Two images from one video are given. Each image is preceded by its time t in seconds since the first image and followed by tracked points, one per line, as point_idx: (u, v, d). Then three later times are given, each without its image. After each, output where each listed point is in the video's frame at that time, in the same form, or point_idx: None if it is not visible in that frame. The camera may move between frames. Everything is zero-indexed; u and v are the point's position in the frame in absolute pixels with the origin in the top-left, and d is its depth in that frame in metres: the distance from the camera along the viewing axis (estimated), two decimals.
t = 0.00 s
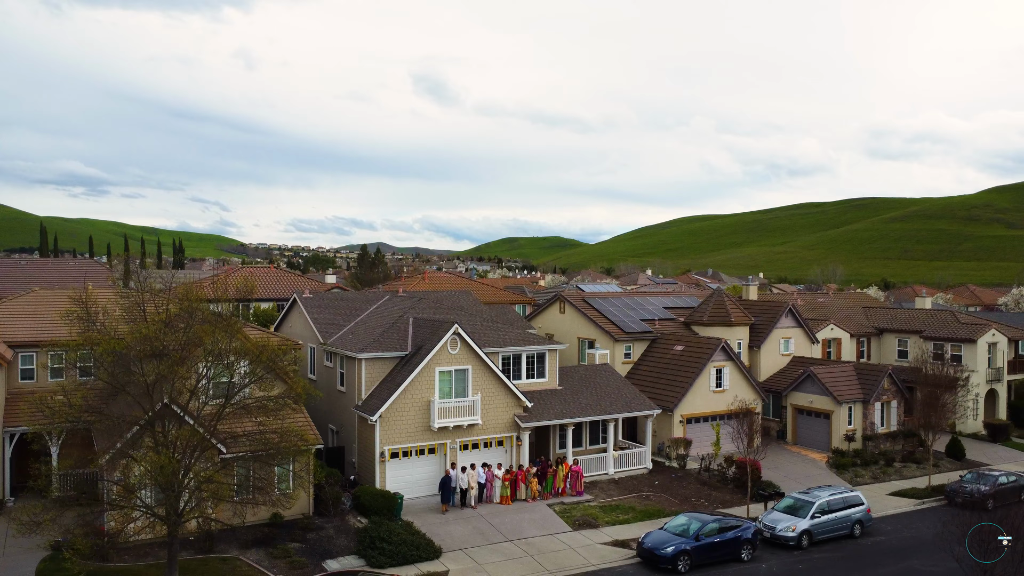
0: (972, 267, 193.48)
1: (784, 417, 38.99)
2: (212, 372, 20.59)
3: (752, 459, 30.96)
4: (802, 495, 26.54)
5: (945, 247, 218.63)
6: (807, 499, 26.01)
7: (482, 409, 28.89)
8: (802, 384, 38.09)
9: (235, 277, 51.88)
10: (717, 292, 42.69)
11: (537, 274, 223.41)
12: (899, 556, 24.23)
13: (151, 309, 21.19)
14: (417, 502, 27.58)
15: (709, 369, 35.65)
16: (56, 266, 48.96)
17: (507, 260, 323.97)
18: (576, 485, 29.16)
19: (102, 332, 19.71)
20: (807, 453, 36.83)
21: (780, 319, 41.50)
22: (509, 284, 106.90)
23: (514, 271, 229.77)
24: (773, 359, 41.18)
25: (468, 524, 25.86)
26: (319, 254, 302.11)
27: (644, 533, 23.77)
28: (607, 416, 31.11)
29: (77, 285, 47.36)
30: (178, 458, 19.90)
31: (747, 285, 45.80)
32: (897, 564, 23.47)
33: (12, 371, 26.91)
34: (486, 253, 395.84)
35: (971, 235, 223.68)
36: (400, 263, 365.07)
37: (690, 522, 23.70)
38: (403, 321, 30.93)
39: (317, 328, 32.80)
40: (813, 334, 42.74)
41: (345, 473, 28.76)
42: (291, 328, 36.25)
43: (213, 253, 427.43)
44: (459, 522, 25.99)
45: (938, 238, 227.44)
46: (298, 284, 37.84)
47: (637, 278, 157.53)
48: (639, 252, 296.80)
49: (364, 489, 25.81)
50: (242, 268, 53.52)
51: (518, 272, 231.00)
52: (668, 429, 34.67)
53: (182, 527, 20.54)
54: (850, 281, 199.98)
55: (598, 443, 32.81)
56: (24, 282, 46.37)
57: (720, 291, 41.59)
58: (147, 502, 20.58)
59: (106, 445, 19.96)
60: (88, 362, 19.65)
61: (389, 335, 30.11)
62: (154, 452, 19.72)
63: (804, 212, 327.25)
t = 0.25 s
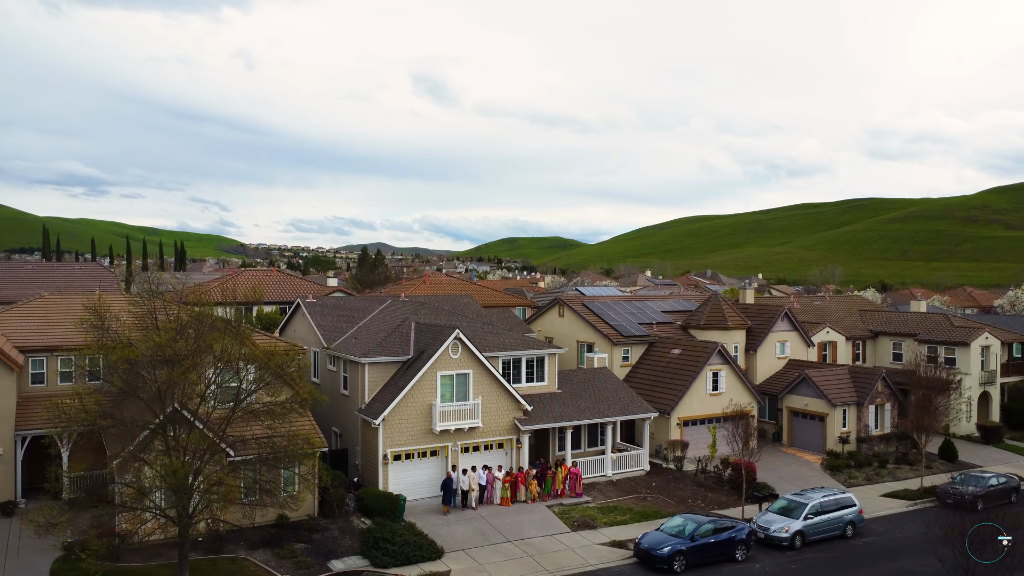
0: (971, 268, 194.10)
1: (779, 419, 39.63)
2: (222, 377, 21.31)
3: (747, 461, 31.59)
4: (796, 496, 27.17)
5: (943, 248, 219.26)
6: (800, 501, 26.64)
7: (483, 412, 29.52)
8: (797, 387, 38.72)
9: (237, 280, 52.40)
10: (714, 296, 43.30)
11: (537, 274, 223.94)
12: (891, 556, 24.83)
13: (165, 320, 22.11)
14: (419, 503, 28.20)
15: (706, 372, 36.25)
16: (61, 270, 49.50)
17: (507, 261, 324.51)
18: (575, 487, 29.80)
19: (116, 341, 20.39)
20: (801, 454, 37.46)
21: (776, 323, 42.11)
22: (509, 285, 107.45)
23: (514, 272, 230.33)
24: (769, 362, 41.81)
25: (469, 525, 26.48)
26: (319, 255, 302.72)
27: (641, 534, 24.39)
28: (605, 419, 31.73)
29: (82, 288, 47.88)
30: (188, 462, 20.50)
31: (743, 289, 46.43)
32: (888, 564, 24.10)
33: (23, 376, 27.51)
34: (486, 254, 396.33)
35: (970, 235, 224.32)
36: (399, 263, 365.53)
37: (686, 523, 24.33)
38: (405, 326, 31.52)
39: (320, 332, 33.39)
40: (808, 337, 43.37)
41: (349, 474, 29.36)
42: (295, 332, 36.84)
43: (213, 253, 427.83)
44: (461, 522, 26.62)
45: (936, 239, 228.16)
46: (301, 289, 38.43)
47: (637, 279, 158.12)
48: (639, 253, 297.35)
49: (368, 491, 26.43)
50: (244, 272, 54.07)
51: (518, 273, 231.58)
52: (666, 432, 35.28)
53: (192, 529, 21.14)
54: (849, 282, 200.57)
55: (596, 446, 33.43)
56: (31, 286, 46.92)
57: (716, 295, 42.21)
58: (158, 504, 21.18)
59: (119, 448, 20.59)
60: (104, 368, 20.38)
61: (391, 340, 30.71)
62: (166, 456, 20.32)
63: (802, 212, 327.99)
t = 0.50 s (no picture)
0: (969, 269, 194.91)
1: (774, 422, 40.47)
2: (233, 385, 22.15)
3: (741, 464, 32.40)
4: (788, 499, 27.99)
5: (942, 249, 220.07)
6: (792, 503, 27.45)
7: (484, 417, 30.33)
8: (791, 391, 39.54)
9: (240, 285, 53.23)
10: (711, 301, 44.14)
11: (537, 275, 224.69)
12: (879, 557, 25.65)
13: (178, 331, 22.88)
14: (422, 506, 29.02)
15: (702, 377, 37.06)
16: (68, 275, 50.25)
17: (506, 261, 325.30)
18: (573, 489, 30.63)
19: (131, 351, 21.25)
20: (795, 457, 38.29)
21: (771, 328, 42.94)
22: (509, 288, 108.15)
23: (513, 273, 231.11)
24: (764, 366, 42.63)
25: (470, 526, 27.30)
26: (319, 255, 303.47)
27: (637, 536, 25.20)
28: (603, 423, 32.54)
29: (89, 293, 48.66)
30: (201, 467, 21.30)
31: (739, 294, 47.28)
32: (876, 564, 24.91)
33: (37, 382, 28.31)
34: (486, 254, 397.74)
35: (968, 236, 225.15)
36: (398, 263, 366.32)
37: (680, 525, 25.16)
38: (407, 333, 32.33)
39: (324, 338, 34.21)
40: (803, 342, 44.19)
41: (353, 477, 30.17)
42: (300, 337, 37.66)
43: (213, 253, 428.59)
44: (463, 524, 27.44)
45: (934, 240, 229.07)
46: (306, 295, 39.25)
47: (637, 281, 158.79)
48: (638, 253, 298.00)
49: (372, 494, 27.25)
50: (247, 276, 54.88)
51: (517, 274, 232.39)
52: (662, 435, 36.10)
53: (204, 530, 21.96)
54: (847, 283, 201.44)
55: (594, 449, 34.26)
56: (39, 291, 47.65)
57: (713, 301, 43.04)
58: (172, 507, 22.00)
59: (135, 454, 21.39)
60: (121, 377, 21.24)
61: (394, 346, 31.53)
62: (181, 461, 21.15)
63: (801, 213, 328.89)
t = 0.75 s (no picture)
0: (967, 270, 195.81)
1: (768, 425, 41.30)
2: (242, 392, 22.98)
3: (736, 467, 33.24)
4: (780, 501, 28.83)
5: (940, 250, 220.93)
6: (783, 506, 28.28)
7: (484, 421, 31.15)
8: (786, 395, 40.37)
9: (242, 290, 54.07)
10: (707, 306, 44.98)
11: (537, 277, 224.98)
12: (867, 557, 26.48)
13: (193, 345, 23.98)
14: (424, 508, 29.86)
15: (697, 381, 37.87)
16: (74, 280, 50.96)
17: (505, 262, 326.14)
18: (571, 492, 31.46)
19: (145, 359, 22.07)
20: (789, 460, 39.12)
21: (766, 332, 43.77)
22: (509, 290, 108.84)
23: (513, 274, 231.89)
24: (759, 370, 43.46)
25: (472, 528, 28.13)
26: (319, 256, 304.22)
27: (634, 537, 26.03)
28: (601, 427, 33.38)
29: (94, 298, 49.44)
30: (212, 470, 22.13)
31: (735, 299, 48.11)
32: (864, 564, 25.74)
33: (50, 388, 29.08)
34: (485, 254, 398.58)
35: (966, 237, 226.03)
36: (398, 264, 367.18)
37: (675, 527, 25.99)
38: (410, 339, 33.15)
39: (329, 344, 35.03)
40: (798, 346, 45.02)
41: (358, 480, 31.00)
42: (304, 343, 38.47)
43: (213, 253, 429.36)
44: (464, 526, 28.27)
45: (932, 241, 230.00)
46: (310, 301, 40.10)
47: (636, 282, 159.57)
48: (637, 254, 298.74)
49: (376, 497, 28.08)
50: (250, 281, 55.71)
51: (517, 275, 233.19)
52: (658, 438, 36.94)
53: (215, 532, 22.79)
54: (846, 284, 202.27)
55: (592, 452, 35.09)
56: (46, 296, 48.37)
57: (709, 306, 43.88)
58: (184, 510, 22.83)
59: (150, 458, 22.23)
60: (135, 385, 22.06)
61: (397, 352, 32.35)
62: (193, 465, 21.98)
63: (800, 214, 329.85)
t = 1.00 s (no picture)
0: (964, 271, 196.67)
1: (764, 428, 42.15)
2: (253, 399, 23.80)
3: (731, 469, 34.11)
4: (773, 503, 29.67)
5: (938, 251, 221.77)
6: (776, 507, 29.14)
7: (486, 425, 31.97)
8: (781, 399, 41.21)
9: (248, 294, 54.87)
10: (704, 311, 45.81)
11: (536, 278, 225.78)
12: (857, 557, 27.32)
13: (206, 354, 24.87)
14: (427, 509, 30.70)
15: (694, 386, 38.70)
16: (81, 285, 51.78)
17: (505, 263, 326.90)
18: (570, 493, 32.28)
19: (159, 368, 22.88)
20: (783, 462, 39.97)
21: (761, 337, 44.60)
22: (509, 292, 109.64)
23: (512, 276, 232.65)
24: (754, 374, 44.30)
25: (473, 528, 28.98)
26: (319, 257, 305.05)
27: (631, 538, 26.86)
28: (599, 430, 34.22)
29: (102, 303, 50.18)
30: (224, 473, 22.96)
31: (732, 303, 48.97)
32: (854, 564, 26.59)
33: (63, 393, 29.86)
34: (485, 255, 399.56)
35: (964, 238, 226.82)
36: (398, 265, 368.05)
37: (670, 528, 26.82)
38: (413, 344, 33.98)
39: (333, 349, 35.86)
40: (793, 350, 45.86)
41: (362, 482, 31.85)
42: (309, 347, 39.32)
43: (213, 254, 430.29)
44: (466, 526, 29.12)
45: (930, 242, 230.95)
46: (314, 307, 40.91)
47: (635, 283, 160.11)
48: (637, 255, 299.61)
49: (381, 498, 28.91)
50: (255, 286, 56.50)
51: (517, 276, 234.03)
52: (655, 441, 37.78)
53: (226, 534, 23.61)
54: (844, 285, 203.16)
55: (591, 455, 35.94)
56: (54, 301, 49.17)
57: (705, 311, 44.74)
58: (196, 512, 23.65)
59: (165, 462, 23.11)
60: (150, 392, 22.86)
61: (401, 357, 33.17)
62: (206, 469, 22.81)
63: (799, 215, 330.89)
